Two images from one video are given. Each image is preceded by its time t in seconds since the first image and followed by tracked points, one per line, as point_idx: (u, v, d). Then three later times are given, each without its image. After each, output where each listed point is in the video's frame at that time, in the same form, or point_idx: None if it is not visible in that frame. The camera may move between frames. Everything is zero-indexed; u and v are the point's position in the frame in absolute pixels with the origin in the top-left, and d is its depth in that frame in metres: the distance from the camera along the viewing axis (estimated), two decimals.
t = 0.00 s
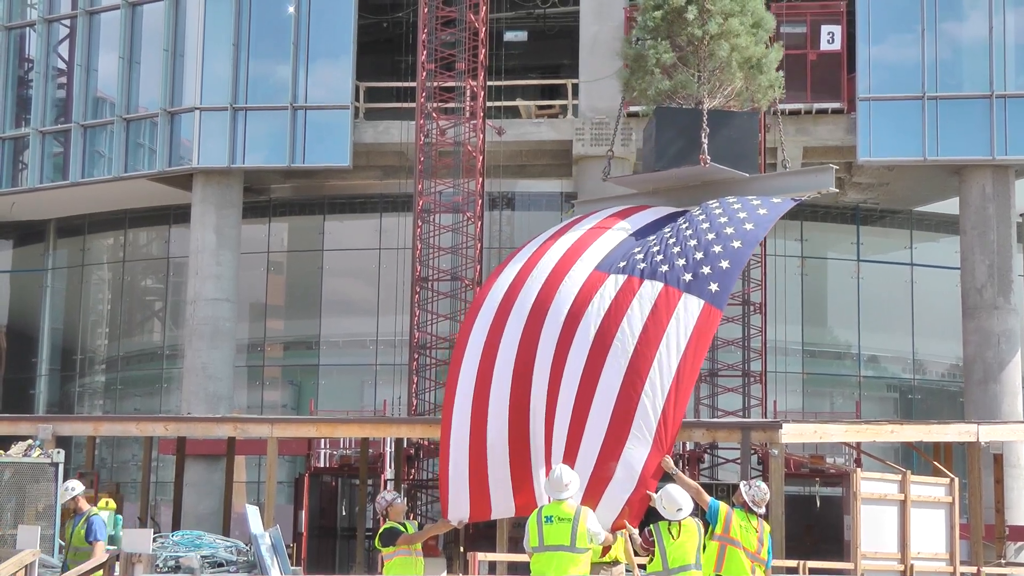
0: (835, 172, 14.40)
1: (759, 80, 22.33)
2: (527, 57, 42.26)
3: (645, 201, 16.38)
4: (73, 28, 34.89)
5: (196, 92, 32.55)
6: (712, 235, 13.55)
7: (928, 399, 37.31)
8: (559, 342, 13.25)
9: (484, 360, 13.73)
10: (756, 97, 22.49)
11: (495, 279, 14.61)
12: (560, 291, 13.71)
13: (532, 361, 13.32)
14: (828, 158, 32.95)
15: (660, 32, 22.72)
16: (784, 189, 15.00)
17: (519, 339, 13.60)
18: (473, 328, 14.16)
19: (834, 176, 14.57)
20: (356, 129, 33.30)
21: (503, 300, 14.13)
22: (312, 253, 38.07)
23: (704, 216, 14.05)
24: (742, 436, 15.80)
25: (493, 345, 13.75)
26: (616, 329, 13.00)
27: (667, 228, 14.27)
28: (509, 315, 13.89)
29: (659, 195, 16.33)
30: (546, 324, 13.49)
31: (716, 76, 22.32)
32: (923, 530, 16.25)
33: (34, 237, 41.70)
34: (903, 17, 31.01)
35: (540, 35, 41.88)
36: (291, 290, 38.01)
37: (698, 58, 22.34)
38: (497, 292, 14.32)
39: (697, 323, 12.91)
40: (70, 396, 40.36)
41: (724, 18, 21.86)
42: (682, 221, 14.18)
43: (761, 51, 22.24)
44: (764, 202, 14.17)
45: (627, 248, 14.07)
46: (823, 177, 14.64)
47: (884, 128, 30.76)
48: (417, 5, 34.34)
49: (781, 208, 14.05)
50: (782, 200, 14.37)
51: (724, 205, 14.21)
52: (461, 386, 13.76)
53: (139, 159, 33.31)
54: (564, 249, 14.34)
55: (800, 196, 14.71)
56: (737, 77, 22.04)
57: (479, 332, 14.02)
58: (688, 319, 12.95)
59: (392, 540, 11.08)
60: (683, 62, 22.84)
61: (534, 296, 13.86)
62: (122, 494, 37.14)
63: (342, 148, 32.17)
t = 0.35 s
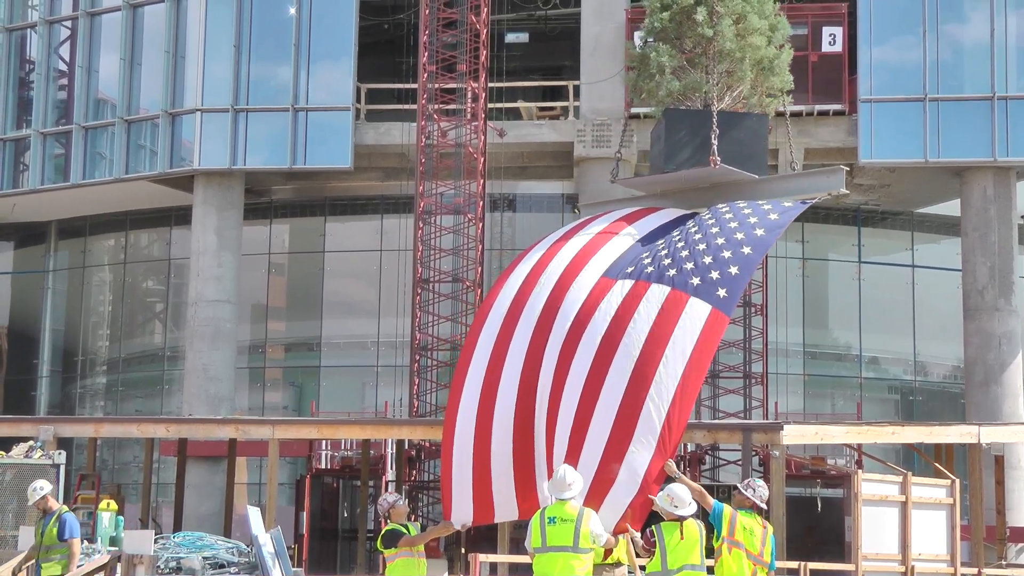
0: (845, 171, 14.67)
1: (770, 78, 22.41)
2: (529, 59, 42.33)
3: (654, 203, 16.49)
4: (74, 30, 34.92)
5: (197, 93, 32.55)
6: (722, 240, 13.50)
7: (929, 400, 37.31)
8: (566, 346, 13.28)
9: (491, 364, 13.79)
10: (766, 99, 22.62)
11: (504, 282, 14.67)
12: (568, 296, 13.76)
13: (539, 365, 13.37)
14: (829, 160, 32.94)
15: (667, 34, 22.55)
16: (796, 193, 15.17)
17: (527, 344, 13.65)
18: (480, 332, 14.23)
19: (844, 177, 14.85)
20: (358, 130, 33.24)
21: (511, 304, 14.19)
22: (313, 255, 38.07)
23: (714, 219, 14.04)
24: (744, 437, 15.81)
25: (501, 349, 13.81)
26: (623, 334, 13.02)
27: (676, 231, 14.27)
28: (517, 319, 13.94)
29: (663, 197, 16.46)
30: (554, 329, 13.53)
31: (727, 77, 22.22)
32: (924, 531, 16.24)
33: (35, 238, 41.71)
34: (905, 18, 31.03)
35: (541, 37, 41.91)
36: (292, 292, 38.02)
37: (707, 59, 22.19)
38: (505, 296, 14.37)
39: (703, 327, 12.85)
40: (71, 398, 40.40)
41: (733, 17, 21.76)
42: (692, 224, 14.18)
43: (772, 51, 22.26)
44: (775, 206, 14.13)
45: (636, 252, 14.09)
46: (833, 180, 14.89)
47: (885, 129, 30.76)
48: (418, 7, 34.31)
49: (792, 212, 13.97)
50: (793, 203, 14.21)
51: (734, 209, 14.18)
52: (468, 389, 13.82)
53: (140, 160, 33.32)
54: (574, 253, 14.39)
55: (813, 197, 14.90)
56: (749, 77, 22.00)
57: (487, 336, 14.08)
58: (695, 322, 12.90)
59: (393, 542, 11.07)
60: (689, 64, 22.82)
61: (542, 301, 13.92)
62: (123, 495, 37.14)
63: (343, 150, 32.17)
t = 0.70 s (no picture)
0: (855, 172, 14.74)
1: (777, 82, 22.28)
2: (529, 61, 42.37)
3: (663, 205, 16.55)
4: (75, 32, 34.96)
5: (198, 95, 32.56)
6: (730, 243, 13.42)
7: (930, 401, 37.33)
8: (571, 348, 13.28)
9: (497, 366, 13.81)
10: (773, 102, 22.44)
11: (511, 285, 14.69)
12: (573, 297, 13.76)
13: (545, 367, 13.37)
14: (831, 161, 32.89)
15: (673, 36, 22.68)
16: (804, 192, 15.06)
17: (532, 345, 13.65)
18: (487, 333, 14.27)
19: (853, 177, 14.88)
20: (359, 132, 33.16)
21: (517, 306, 14.21)
22: (314, 256, 38.10)
23: (721, 221, 14.01)
24: (746, 438, 15.83)
25: (507, 350, 13.83)
26: (628, 335, 12.98)
27: (683, 233, 14.23)
28: (522, 321, 13.97)
29: (668, 198, 16.49)
30: (559, 331, 13.53)
31: (733, 79, 22.15)
32: (925, 533, 16.23)
33: (36, 240, 41.73)
34: (906, 19, 31.07)
35: (541, 38, 41.91)
36: (294, 293, 38.04)
37: (714, 61, 22.15)
38: (511, 297, 14.39)
39: (709, 330, 12.70)
40: (73, 399, 40.50)
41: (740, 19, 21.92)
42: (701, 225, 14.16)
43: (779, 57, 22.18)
44: (783, 208, 14.08)
45: (643, 254, 14.07)
46: (842, 180, 14.88)
47: (885, 130, 30.78)
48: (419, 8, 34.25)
49: (800, 214, 13.91)
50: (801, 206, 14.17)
51: (743, 211, 14.15)
52: (474, 391, 13.86)
53: (141, 162, 33.34)
54: (580, 253, 14.38)
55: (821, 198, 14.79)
56: (756, 79, 21.93)
57: (493, 338, 14.11)
58: (702, 324, 12.78)
59: (398, 544, 11.10)
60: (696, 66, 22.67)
61: (548, 303, 13.93)
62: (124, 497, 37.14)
63: (344, 151, 32.18)
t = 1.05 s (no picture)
0: (858, 169, 14.62)
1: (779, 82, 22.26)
2: (530, 61, 42.37)
3: (667, 204, 16.44)
4: (75, 32, 34.96)
5: (198, 96, 32.55)
6: (732, 240, 13.44)
7: (930, 402, 37.33)
8: (572, 346, 13.25)
9: (497, 365, 13.79)
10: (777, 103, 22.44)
11: (513, 285, 14.69)
12: (574, 296, 13.74)
13: (545, 366, 13.33)
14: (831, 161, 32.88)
15: (679, 36, 23.03)
16: (807, 193, 15.09)
17: (533, 344, 13.62)
18: (487, 332, 14.26)
19: (856, 175, 14.81)
20: (359, 132, 33.10)
21: (519, 305, 14.21)
22: (314, 256, 38.10)
23: (724, 219, 13.97)
24: (746, 439, 15.84)
25: (508, 348, 13.80)
26: (630, 333, 12.92)
27: (686, 231, 14.16)
28: (523, 319, 13.95)
29: (671, 197, 16.46)
30: (560, 330, 13.50)
31: (737, 79, 22.34)
32: (925, 533, 16.22)
33: (36, 241, 41.71)
34: (907, 20, 31.09)
35: (541, 38, 41.89)
36: (294, 293, 38.04)
37: (718, 60, 22.42)
38: (513, 296, 14.39)
39: (712, 328, 12.67)
40: (73, 400, 40.52)
41: (743, 19, 22.00)
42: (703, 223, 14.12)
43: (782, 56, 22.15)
44: (786, 206, 14.03)
45: (645, 253, 14.07)
46: (845, 178, 14.84)
47: (886, 131, 30.78)
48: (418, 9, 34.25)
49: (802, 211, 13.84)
50: (804, 203, 14.15)
51: (745, 209, 14.11)
52: (474, 389, 13.83)
53: (141, 162, 33.34)
54: (582, 253, 14.38)
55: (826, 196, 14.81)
56: (758, 78, 22.06)
57: (494, 336, 14.09)
58: (704, 323, 12.71)
59: (402, 543, 11.07)
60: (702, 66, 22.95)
61: (549, 301, 13.91)
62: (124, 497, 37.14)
63: (344, 151, 32.18)
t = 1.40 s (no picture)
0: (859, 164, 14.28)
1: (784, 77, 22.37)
2: (530, 62, 42.35)
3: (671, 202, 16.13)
4: (75, 31, 34.97)
5: (198, 95, 32.57)
6: (731, 236, 13.24)
7: (930, 403, 37.34)
8: (573, 345, 13.20)
9: (500, 364, 13.78)
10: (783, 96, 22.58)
11: (517, 284, 14.69)
12: (576, 294, 13.70)
13: (547, 365, 13.29)
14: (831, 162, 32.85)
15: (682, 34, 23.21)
16: (806, 188, 14.71)
17: (535, 343, 13.58)
18: (491, 331, 14.26)
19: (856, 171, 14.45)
20: (360, 132, 33.06)
21: (522, 304, 14.19)
22: (314, 256, 38.09)
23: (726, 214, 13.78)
24: (746, 439, 15.85)
25: (511, 347, 13.79)
26: (631, 330, 12.83)
27: (687, 228, 14.03)
28: (526, 319, 13.93)
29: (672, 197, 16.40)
30: (561, 329, 13.45)
31: (740, 76, 22.31)
32: (925, 534, 16.21)
33: (36, 240, 41.69)
34: (907, 21, 31.09)
35: (542, 39, 41.88)
36: (294, 293, 38.04)
37: (720, 58, 22.46)
38: (516, 296, 14.38)
39: (713, 325, 12.55)
40: (73, 399, 40.50)
41: (747, 15, 22.08)
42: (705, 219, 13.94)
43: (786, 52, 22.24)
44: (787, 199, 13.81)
45: (646, 250, 13.99)
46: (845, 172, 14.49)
47: (887, 132, 30.77)
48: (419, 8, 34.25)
49: (803, 205, 13.63)
50: (804, 197, 13.95)
51: (746, 203, 13.86)
52: (478, 389, 13.84)
53: (142, 162, 33.33)
54: (584, 251, 14.33)
55: (826, 190, 14.38)
56: (762, 74, 22.08)
57: (498, 336, 14.09)
58: (704, 322, 12.59)
59: (404, 544, 11.08)
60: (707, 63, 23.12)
61: (551, 300, 13.87)
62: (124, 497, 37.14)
63: (344, 151, 32.18)
